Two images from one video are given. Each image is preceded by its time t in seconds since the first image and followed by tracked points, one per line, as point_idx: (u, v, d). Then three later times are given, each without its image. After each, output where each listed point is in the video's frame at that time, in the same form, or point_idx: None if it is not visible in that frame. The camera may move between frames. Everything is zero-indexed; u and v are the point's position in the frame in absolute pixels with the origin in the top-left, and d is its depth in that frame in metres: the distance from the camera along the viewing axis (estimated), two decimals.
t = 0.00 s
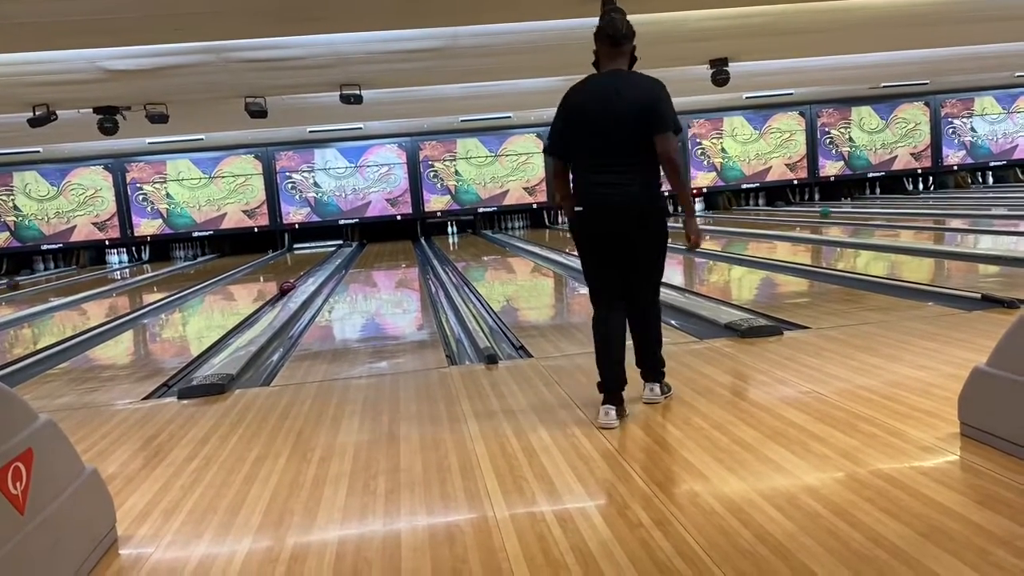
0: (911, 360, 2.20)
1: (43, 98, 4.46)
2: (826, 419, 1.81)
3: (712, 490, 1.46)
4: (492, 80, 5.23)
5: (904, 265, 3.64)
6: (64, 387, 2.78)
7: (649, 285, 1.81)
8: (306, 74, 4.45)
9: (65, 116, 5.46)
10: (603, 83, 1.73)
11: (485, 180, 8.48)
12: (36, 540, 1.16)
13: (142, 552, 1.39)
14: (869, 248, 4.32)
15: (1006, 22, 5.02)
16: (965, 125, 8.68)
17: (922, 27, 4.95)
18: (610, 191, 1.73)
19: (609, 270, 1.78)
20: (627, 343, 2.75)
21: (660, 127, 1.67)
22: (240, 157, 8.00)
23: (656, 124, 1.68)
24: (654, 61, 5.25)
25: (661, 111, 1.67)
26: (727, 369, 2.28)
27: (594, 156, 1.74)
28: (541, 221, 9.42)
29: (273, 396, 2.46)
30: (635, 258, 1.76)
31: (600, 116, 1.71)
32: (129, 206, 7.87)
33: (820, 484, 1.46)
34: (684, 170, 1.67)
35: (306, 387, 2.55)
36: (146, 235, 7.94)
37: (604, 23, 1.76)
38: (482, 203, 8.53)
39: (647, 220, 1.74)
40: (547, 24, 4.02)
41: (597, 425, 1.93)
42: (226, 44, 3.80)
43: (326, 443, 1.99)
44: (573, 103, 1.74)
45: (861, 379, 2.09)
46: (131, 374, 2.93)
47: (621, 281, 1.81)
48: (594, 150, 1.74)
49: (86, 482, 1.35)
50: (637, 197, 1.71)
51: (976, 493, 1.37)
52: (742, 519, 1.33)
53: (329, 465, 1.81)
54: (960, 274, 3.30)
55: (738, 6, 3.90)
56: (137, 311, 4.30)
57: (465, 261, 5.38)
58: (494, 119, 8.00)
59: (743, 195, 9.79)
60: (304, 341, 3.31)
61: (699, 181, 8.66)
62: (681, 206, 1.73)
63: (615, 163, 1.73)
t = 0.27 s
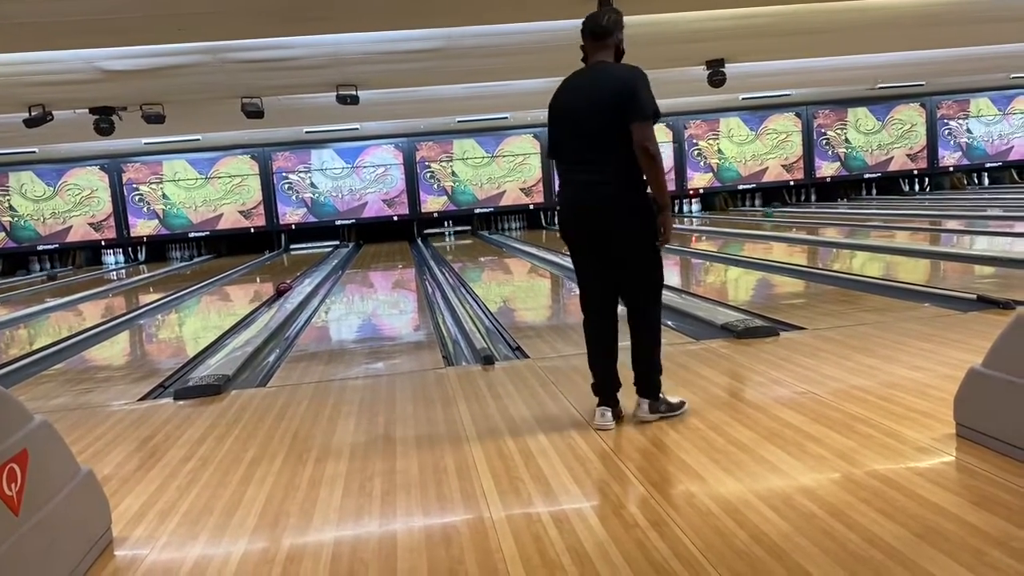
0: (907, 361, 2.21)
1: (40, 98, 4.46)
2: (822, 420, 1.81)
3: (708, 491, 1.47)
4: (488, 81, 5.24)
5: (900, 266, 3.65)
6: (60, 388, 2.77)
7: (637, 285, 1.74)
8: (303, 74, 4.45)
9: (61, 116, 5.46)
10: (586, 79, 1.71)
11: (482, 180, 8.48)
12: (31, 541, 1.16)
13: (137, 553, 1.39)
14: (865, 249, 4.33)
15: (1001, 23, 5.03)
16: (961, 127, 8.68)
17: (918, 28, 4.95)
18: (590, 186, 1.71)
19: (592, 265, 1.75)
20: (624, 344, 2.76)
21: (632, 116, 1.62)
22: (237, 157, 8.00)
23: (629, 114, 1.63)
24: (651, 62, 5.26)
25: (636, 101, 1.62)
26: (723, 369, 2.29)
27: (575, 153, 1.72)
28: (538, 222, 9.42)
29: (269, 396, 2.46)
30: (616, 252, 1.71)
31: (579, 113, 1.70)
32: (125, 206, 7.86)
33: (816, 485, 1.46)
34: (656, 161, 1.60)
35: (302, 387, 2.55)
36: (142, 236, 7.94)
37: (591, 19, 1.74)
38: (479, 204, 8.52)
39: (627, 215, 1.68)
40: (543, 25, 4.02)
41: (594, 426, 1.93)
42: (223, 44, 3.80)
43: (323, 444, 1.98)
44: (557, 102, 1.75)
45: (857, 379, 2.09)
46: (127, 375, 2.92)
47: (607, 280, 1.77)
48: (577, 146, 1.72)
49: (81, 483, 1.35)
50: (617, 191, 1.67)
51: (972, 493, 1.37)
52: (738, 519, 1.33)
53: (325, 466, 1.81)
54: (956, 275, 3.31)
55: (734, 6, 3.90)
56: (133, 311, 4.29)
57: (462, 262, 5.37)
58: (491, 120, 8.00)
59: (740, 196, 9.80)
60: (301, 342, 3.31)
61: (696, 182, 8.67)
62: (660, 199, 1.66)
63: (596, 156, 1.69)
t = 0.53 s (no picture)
0: (899, 363, 2.21)
1: (33, 100, 4.44)
2: (816, 422, 1.81)
3: (702, 493, 1.47)
4: (482, 83, 5.24)
5: (893, 269, 3.66)
6: (53, 391, 2.76)
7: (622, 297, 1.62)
8: (298, 76, 4.44)
9: (54, 118, 5.44)
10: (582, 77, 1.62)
11: (477, 183, 8.47)
12: (23, 545, 1.15)
13: (131, 556, 1.38)
14: (858, 252, 4.34)
15: (994, 27, 5.05)
16: (953, 129, 8.71)
17: (911, 31, 4.97)
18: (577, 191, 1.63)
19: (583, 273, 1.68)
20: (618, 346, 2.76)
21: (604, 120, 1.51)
22: (231, 159, 8.00)
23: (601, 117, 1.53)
24: (645, 65, 5.27)
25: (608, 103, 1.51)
26: (717, 372, 2.29)
27: (568, 157, 1.65)
28: (532, 224, 9.42)
29: (263, 399, 2.45)
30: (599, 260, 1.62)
31: (569, 116, 1.63)
32: (119, 209, 7.84)
33: (809, 487, 1.46)
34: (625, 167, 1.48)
35: (296, 390, 2.54)
36: (136, 238, 7.93)
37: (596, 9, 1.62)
38: (473, 206, 8.52)
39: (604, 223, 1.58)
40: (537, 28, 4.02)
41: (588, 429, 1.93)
42: (217, 46, 3.80)
43: (317, 447, 1.98)
44: (558, 104, 1.68)
45: (850, 382, 2.10)
46: (120, 378, 2.91)
47: (600, 289, 1.68)
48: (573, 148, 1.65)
49: (74, 487, 1.35)
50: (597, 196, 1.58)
51: (964, 495, 1.37)
52: (731, 522, 1.33)
53: (318, 469, 1.81)
54: (948, 277, 3.32)
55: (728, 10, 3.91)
56: (126, 314, 4.28)
57: (456, 264, 5.38)
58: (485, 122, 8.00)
59: (734, 199, 9.82)
60: (295, 344, 3.30)
61: (690, 185, 8.70)
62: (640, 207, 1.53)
63: (584, 161, 1.61)
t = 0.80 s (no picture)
0: (889, 366, 2.22)
1: (22, 103, 4.42)
2: (806, 426, 1.82)
3: (693, 497, 1.47)
4: (474, 87, 5.24)
5: (883, 273, 3.67)
6: (41, 395, 2.75)
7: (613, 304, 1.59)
8: (288, 80, 4.44)
9: (43, 122, 5.42)
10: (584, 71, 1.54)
11: (468, 187, 8.47)
12: (7, 551, 1.14)
13: (119, 562, 1.37)
14: (848, 256, 4.35)
15: (981, 32, 5.08)
16: (943, 134, 8.73)
17: (901, 36, 5.00)
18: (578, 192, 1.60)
19: (585, 272, 1.67)
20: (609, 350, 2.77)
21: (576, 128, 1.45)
22: (221, 163, 7.99)
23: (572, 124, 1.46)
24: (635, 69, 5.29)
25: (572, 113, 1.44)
26: (708, 375, 2.29)
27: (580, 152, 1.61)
28: (524, 228, 9.42)
29: (254, 404, 2.45)
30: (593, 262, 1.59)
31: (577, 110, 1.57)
32: (108, 212, 7.82)
33: (800, 491, 1.46)
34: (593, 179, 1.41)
35: (287, 394, 2.54)
36: (126, 242, 7.91)
37: None
38: (465, 210, 8.52)
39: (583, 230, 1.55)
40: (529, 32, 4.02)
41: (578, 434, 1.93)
42: (208, 50, 3.79)
43: (308, 451, 1.98)
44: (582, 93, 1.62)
45: (840, 385, 2.10)
46: (110, 382, 2.89)
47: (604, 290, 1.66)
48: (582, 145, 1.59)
49: (61, 493, 1.34)
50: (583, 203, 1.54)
51: (954, 498, 1.38)
52: (723, 526, 1.33)
53: (309, 474, 1.80)
54: (938, 281, 3.33)
55: (718, 14, 3.92)
56: (116, 318, 4.26)
57: (447, 268, 5.37)
58: (476, 126, 8.01)
59: (725, 203, 9.84)
60: (286, 348, 3.29)
61: (680, 189, 8.70)
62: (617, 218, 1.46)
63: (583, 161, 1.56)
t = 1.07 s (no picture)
0: (876, 372, 2.23)
1: (6, 109, 4.40)
2: (793, 431, 1.82)
3: (682, 503, 1.47)
4: (462, 93, 5.24)
5: (869, 278, 3.69)
6: (25, 403, 2.73)
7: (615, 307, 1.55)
8: (275, 86, 4.43)
9: (28, 127, 5.39)
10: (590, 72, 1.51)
11: (457, 193, 8.46)
12: None
13: (103, 571, 1.36)
14: (834, 262, 4.38)
15: (965, 40, 5.13)
16: (928, 140, 8.83)
17: (886, 44, 5.04)
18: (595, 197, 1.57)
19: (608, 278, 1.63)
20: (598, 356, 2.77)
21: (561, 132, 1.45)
22: (208, 169, 7.95)
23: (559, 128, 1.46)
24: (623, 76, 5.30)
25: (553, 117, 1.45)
26: (695, 381, 2.30)
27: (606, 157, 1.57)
28: (512, 234, 9.43)
29: (240, 411, 2.43)
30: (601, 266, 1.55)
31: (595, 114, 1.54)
32: (94, 219, 7.77)
33: (788, 497, 1.47)
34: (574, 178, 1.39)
35: (274, 401, 2.52)
36: (111, 248, 7.84)
37: None
38: (453, 216, 8.51)
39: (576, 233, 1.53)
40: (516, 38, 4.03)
41: (568, 440, 1.93)
42: (194, 55, 3.78)
43: (294, 458, 1.97)
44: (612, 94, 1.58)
45: (827, 390, 2.11)
46: (95, 389, 2.87)
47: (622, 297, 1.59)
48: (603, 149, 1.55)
49: (45, 501, 1.33)
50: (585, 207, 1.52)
51: (940, 503, 1.38)
52: (711, 532, 1.33)
53: (296, 481, 1.79)
54: (923, 287, 3.35)
55: (705, 21, 3.94)
56: (102, 325, 4.23)
57: (436, 274, 5.36)
58: (464, 133, 8.01)
59: (712, 209, 9.88)
60: (272, 355, 3.28)
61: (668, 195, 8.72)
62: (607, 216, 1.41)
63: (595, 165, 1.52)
